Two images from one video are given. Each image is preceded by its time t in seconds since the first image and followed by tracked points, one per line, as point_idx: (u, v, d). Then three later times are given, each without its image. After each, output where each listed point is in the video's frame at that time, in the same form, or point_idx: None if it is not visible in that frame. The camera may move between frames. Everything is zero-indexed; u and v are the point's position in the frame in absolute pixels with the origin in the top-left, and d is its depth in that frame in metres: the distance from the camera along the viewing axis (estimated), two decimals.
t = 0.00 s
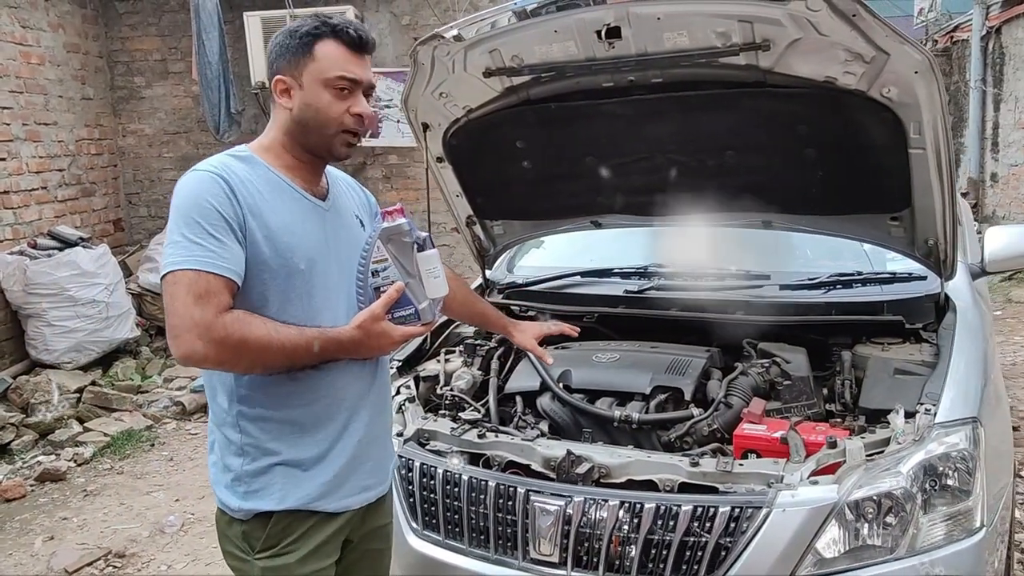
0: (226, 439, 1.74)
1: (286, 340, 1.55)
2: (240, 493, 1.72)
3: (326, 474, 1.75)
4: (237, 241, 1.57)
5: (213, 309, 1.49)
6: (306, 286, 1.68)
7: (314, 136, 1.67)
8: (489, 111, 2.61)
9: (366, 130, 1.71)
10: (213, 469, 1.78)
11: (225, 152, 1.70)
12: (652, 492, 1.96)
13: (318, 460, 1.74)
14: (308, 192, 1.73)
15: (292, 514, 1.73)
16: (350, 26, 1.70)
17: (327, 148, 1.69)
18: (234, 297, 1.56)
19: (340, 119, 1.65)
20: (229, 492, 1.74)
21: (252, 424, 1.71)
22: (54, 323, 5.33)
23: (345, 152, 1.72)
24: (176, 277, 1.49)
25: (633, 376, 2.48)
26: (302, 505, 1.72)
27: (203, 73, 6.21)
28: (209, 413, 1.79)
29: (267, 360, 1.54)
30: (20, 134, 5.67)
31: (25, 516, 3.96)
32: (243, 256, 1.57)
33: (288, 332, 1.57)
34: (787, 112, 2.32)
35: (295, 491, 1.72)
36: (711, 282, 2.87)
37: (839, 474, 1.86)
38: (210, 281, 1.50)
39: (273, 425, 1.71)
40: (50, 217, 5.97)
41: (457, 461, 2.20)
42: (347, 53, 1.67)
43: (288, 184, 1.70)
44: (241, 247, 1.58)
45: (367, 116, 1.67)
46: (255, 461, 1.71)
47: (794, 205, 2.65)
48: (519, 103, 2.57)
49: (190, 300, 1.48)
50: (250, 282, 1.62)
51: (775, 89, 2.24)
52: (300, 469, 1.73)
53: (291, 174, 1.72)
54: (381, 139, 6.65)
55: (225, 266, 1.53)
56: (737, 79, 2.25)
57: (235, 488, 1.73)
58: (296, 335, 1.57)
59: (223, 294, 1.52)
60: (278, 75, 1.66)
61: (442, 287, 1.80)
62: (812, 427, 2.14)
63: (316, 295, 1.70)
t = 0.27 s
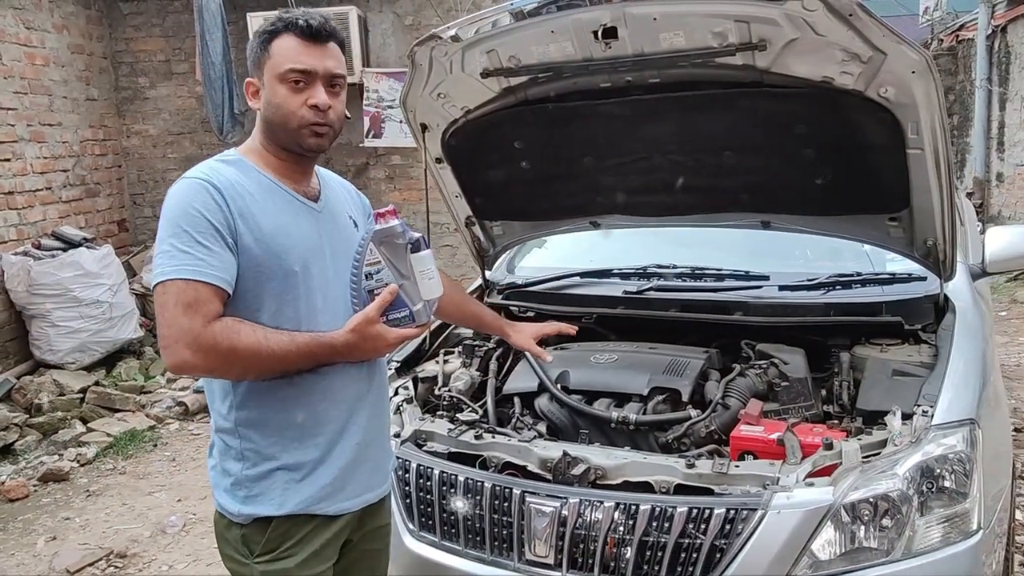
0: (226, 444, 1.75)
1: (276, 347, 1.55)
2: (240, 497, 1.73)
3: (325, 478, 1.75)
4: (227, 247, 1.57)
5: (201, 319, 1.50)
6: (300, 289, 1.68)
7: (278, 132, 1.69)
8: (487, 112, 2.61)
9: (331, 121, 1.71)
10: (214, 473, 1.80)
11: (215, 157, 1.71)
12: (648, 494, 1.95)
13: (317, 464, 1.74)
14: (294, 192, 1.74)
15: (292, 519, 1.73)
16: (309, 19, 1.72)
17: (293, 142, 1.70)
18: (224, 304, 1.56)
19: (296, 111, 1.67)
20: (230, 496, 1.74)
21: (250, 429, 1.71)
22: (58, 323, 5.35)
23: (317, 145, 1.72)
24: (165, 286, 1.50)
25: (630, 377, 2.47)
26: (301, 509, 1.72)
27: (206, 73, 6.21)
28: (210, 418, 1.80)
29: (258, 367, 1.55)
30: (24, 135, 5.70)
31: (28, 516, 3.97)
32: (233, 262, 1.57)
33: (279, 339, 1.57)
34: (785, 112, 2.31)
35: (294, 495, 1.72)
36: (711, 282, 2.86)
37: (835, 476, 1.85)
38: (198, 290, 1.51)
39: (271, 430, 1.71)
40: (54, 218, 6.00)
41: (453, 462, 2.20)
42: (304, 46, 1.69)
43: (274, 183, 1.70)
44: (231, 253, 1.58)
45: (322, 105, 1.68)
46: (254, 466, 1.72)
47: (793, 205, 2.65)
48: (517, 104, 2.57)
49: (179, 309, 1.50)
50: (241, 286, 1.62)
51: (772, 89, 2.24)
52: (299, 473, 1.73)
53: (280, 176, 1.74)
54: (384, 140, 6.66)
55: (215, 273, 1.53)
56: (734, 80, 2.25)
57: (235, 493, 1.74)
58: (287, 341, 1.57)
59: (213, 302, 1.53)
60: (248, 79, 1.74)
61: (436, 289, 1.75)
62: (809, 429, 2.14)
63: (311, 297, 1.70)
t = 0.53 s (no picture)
0: (226, 442, 1.76)
1: (276, 348, 1.58)
2: (240, 495, 1.74)
3: (325, 476, 1.76)
4: (229, 248, 1.58)
5: (201, 321, 1.52)
6: (302, 289, 1.69)
7: (281, 133, 1.70)
8: (488, 113, 2.62)
9: (334, 119, 1.72)
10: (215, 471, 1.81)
11: (218, 158, 1.71)
12: (647, 493, 1.95)
13: (317, 462, 1.75)
14: (298, 192, 1.74)
15: (291, 517, 1.74)
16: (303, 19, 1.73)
17: (297, 142, 1.70)
18: (225, 304, 1.58)
19: (298, 111, 1.68)
20: (230, 494, 1.75)
21: (250, 427, 1.72)
22: (64, 323, 5.38)
23: (320, 144, 1.72)
24: (166, 289, 1.52)
25: (631, 376, 2.47)
26: (301, 507, 1.73)
27: (211, 73, 6.21)
28: (211, 416, 1.82)
29: (257, 367, 1.57)
30: (31, 135, 5.73)
31: (32, 514, 4.00)
32: (235, 263, 1.58)
33: (279, 340, 1.59)
34: (785, 112, 2.31)
35: (294, 493, 1.73)
36: (712, 283, 2.86)
37: (834, 475, 1.85)
38: (198, 292, 1.52)
39: (271, 428, 1.72)
40: (60, 218, 6.03)
41: (453, 462, 2.21)
42: (301, 45, 1.70)
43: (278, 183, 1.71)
44: (233, 254, 1.59)
45: (324, 103, 1.68)
46: (254, 464, 1.73)
47: (794, 204, 2.65)
48: (518, 104, 2.57)
49: (181, 311, 1.51)
50: (244, 286, 1.63)
51: (773, 89, 2.24)
52: (299, 472, 1.74)
53: (285, 177, 1.75)
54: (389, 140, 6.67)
55: (216, 275, 1.54)
56: (734, 80, 2.25)
57: (235, 491, 1.75)
58: (286, 342, 1.59)
59: (214, 303, 1.54)
60: (247, 82, 1.75)
61: (441, 293, 1.78)
62: (809, 429, 2.14)
63: (313, 297, 1.71)
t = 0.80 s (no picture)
0: (225, 439, 1.77)
1: (271, 346, 1.59)
2: (238, 490, 1.75)
3: (321, 474, 1.76)
4: (225, 248, 1.59)
5: (196, 320, 1.53)
6: (300, 289, 1.69)
7: (279, 132, 1.71)
8: (490, 112, 2.62)
9: (330, 117, 1.72)
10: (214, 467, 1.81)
11: (218, 157, 1.72)
12: (646, 492, 1.96)
13: (314, 460, 1.75)
14: (298, 191, 1.75)
15: (288, 512, 1.74)
16: (299, 17, 1.74)
17: (295, 141, 1.71)
18: (221, 303, 1.59)
19: (295, 109, 1.69)
20: (228, 490, 1.76)
21: (249, 422, 1.73)
22: (69, 321, 5.40)
23: (319, 142, 1.73)
24: (161, 288, 1.53)
25: (632, 376, 2.47)
26: (298, 502, 1.73)
27: (217, 73, 6.21)
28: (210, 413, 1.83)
29: (253, 365, 1.59)
30: (38, 134, 5.76)
31: (38, 511, 4.02)
32: (231, 263, 1.59)
33: (274, 338, 1.60)
34: (786, 112, 2.31)
35: (291, 490, 1.73)
36: (715, 282, 2.86)
37: (834, 475, 1.85)
38: (193, 292, 1.53)
39: (270, 423, 1.73)
40: (67, 217, 6.06)
41: (454, 460, 2.21)
42: (297, 43, 1.71)
43: (277, 182, 1.72)
44: (230, 254, 1.60)
45: (320, 101, 1.69)
46: (252, 459, 1.73)
47: (796, 204, 2.64)
48: (519, 104, 2.57)
49: (176, 310, 1.53)
50: (242, 286, 1.64)
51: (773, 89, 2.23)
52: (295, 469, 1.74)
53: (285, 177, 1.75)
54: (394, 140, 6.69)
55: (211, 275, 1.55)
56: (735, 79, 2.25)
57: (233, 486, 1.75)
58: (281, 340, 1.61)
59: (210, 303, 1.55)
60: (246, 83, 1.76)
61: (443, 302, 1.75)
62: (810, 429, 2.14)
63: (311, 296, 1.72)
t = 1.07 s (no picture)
0: (224, 440, 1.78)
1: (277, 340, 1.60)
2: (235, 493, 1.76)
3: (318, 476, 1.77)
4: (225, 245, 1.60)
5: (200, 318, 1.55)
6: (299, 286, 1.70)
7: (271, 129, 1.73)
8: (492, 112, 2.63)
9: (319, 110, 1.73)
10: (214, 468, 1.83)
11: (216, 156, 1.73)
12: (646, 491, 1.96)
13: (311, 462, 1.76)
14: (295, 188, 1.76)
15: (285, 515, 1.76)
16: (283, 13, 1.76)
17: (286, 136, 1.72)
18: (223, 301, 1.60)
19: (283, 104, 1.70)
20: (225, 491, 1.78)
21: (247, 424, 1.75)
22: (76, 320, 5.43)
23: (310, 137, 1.73)
24: (164, 287, 1.54)
25: (633, 375, 2.48)
26: (294, 505, 1.74)
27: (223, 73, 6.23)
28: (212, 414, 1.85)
29: (259, 360, 1.60)
30: (45, 134, 5.79)
31: (45, 508, 4.04)
32: (231, 260, 1.60)
33: (278, 332, 1.61)
34: (787, 111, 2.31)
35: (287, 492, 1.74)
36: (717, 282, 2.85)
37: (834, 475, 1.85)
38: (196, 291, 1.54)
39: (267, 426, 1.74)
40: (74, 216, 6.09)
41: (455, 459, 2.22)
42: (282, 39, 1.73)
43: (273, 179, 1.73)
44: (229, 251, 1.61)
45: (306, 94, 1.70)
46: (250, 462, 1.75)
47: (799, 203, 2.64)
48: (521, 103, 2.58)
49: (180, 310, 1.54)
50: (242, 284, 1.65)
51: (775, 88, 2.23)
52: (292, 471, 1.75)
53: (281, 174, 1.76)
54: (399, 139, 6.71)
55: (212, 272, 1.56)
56: (736, 78, 2.25)
57: (231, 488, 1.77)
58: (285, 333, 1.62)
59: (213, 300, 1.57)
60: (239, 83, 1.79)
61: (449, 290, 1.77)
62: (811, 428, 2.14)
63: (311, 294, 1.72)
